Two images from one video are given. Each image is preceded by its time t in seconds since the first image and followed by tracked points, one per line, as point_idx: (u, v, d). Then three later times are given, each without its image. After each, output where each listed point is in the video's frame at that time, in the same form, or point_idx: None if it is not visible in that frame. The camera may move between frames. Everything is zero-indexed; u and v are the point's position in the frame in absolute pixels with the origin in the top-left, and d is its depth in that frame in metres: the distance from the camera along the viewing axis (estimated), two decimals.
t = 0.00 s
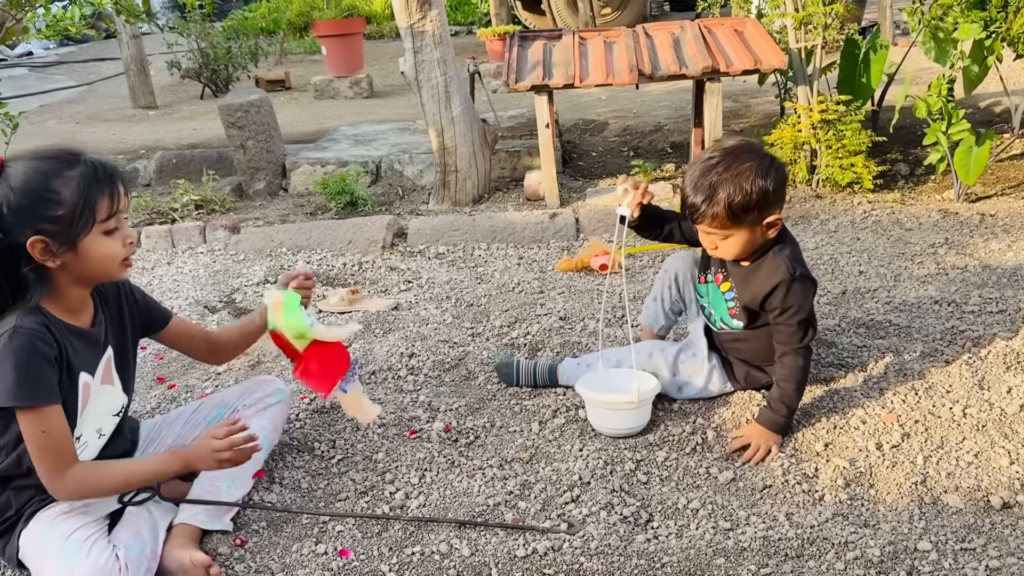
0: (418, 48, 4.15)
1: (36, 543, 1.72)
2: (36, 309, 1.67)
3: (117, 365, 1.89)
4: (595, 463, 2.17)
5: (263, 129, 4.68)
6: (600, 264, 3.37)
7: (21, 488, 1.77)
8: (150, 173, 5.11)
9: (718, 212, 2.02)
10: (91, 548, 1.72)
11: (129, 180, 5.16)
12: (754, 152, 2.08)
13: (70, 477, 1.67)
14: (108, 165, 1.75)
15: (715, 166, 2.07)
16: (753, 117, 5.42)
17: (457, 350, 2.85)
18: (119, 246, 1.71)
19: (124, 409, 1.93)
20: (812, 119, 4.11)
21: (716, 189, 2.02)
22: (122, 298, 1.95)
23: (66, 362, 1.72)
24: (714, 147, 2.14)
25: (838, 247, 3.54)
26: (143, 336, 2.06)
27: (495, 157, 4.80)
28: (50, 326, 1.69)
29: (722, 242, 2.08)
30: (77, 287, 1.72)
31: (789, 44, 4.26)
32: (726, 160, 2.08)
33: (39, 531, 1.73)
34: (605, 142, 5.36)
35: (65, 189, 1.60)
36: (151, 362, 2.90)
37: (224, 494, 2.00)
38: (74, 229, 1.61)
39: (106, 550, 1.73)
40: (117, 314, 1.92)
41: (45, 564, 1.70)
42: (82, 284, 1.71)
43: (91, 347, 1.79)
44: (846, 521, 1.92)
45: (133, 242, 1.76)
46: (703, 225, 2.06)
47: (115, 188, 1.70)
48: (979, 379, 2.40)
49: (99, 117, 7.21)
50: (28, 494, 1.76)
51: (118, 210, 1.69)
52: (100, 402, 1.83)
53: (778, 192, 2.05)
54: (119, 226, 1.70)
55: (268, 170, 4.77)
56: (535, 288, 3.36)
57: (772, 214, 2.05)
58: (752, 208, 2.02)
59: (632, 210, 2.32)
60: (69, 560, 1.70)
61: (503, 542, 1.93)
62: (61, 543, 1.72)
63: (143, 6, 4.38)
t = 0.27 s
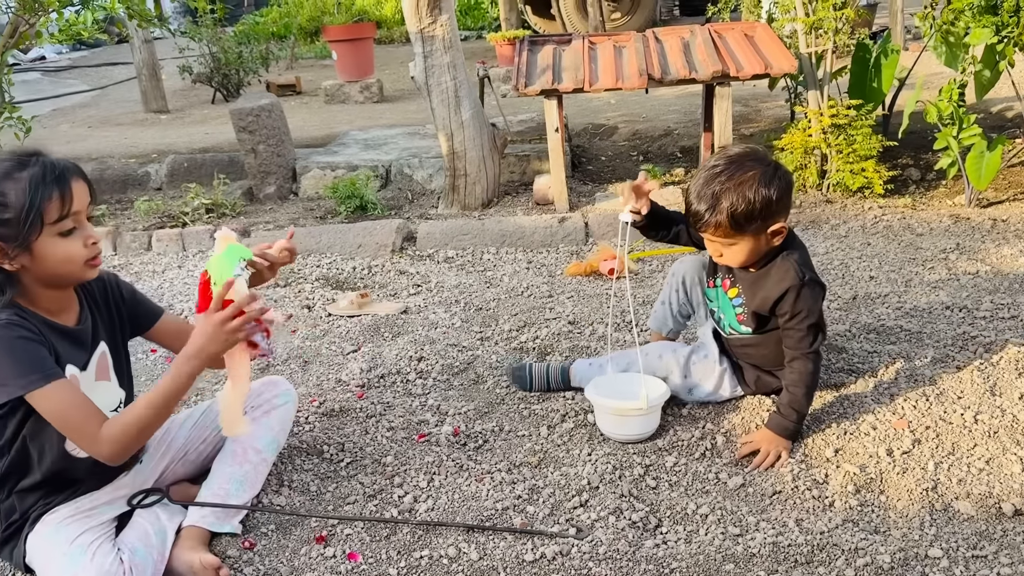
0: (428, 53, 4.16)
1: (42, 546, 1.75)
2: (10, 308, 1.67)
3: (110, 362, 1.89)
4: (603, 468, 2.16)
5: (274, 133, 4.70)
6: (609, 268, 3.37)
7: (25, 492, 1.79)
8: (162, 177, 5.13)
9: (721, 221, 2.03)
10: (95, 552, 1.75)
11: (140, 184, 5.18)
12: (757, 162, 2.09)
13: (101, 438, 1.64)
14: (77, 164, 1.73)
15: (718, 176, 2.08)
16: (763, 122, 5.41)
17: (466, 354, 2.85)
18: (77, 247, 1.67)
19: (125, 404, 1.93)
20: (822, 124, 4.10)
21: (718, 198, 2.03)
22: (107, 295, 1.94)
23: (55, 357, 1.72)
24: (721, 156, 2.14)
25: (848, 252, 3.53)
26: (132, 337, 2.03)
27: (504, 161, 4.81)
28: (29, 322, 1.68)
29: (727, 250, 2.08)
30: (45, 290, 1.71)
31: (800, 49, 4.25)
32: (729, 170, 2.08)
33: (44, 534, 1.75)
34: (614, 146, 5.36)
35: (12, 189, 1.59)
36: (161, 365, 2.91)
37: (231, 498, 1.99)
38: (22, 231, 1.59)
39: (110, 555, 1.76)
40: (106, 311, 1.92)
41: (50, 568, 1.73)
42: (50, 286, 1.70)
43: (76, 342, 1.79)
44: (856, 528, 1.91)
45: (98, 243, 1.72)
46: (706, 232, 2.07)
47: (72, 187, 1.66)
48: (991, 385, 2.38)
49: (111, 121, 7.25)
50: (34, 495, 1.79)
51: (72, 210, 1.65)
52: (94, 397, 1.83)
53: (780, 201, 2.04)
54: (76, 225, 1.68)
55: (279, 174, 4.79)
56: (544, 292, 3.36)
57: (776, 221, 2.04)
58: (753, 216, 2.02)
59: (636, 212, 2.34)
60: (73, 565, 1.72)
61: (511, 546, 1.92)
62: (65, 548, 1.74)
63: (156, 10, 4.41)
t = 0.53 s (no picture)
0: (443, 57, 4.18)
1: (56, 549, 1.76)
2: (16, 313, 1.69)
3: (118, 365, 1.90)
4: (618, 473, 2.16)
5: (290, 137, 4.73)
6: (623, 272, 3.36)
7: (39, 493, 1.81)
8: (178, 180, 5.17)
9: (733, 228, 2.00)
10: (109, 555, 1.76)
11: (157, 187, 5.22)
12: (761, 166, 2.07)
13: (105, 439, 1.64)
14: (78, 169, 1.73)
15: (725, 182, 2.05)
16: (778, 126, 5.39)
17: (479, 358, 2.86)
18: (74, 252, 1.66)
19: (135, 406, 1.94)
20: (838, 128, 4.09)
21: (729, 204, 2.00)
22: (114, 300, 1.95)
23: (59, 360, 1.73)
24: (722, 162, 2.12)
25: (864, 256, 3.51)
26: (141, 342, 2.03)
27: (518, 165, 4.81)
28: (33, 327, 1.70)
29: (733, 257, 2.06)
30: (49, 296, 1.71)
31: (815, 53, 4.23)
32: (734, 176, 2.06)
33: (58, 536, 1.77)
34: (628, 151, 5.36)
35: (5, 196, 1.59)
36: (178, 368, 2.93)
37: (247, 499, 2.00)
38: (17, 236, 1.59)
39: (123, 557, 1.76)
40: (114, 314, 1.94)
41: (64, 570, 1.74)
42: (55, 292, 1.71)
43: (81, 346, 1.80)
44: (872, 534, 1.89)
45: (98, 248, 1.70)
46: (716, 240, 2.04)
47: (67, 192, 1.65)
48: (1009, 392, 2.36)
49: (128, 125, 7.31)
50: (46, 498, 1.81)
51: (66, 216, 1.64)
52: (102, 400, 1.84)
53: (786, 205, 2.03)
54: (75, 231, 1.67)
55: (294, 178, 4.82)
56: (558, 296, 3.37)
57: (780, 227, 2.04)
58: (762, 222, 2.00)
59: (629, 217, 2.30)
60: (87, 567, 1.73)
61: (525, 550, 1.92)
62: (79, 550, 1.75)
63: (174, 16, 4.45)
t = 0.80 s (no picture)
0: (465, 62, 4.20)
1: (86, 548, 1.78)
2: (42, 317, 1.72)
3: (143, 366, 1.92)
4: (643, 477, 2.16)
5: (312, 143, 4.76)
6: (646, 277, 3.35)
7: (68, 492, 1.83)
8: (201, 185, 5.22)
9: (750, 257, 1.96)
10: (138, 555, 1.78)
11: (180, 192, 5.27)
12: (772, 188, 2.05)
13: (132, 439, 1.65)
14: (120, 188, 1.74)
15: (738, 213, 2.01)
16: (799, 131, 5.38)
17: (502, 361, 2.87)
18: (102, 275, 1.68)
19: (160, 406, 1.97)
20: (861, 133, 4.07)
21: (746, 235, 1.97)
22: (134, 304, 1.97)
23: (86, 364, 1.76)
24: (734, 187, 2.09)
25: (888, 262, 3.49)
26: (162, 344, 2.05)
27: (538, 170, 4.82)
28: (60, 332, 1.72)
29: (747, 281, 2.05)
30: (71, 308, 1.74)
31: (838, 57, 4.22)
32: (748, 205, 2.02)
33: (89, 535, 1.79)
34: (648, 155, 5.36)
35: (50, 215, 1.61)
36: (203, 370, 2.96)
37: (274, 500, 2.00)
38: (52, 255, 1.61)
39: (152, 557, 1.78)
40: (137, 317, 1.96)
41: (95, 570, 1.76)
42: (78, 304, 1.73)
43: (107, 351, 1.82)
44: (901, 540, 1.88)
45: (126, 272, 1.72)
46: (733, 269, 2.01)
47: (110, 219, 1.67)
48: None
49: (151, 131, 7.39)
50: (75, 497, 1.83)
51: (104, 242, 1.66)
52: (129, 402, 1.86)
53: (801, 232, 2.01)
54: (107, 255, 1.68)
55: (316, 182, 4.85)
56: (580, 300, 3.37)
57: (794, 250, 2.02)
58: (778, 249, 1.98)
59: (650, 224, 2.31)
60: (117, 566, 1.75)
61: (552, 553, 1.93)
62: (109, 549, 1.77)
63: (198, 22, 4.50)
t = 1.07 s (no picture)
0: (485, 68, 4.23)
1: (114, 547, 1.81)
2: (71, 322, 1.74)
3: (168, 367, 1.95)
4: (664, 481, 2.17)
5: (334, 148, 4.81)
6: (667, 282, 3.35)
7: (96, 492, 1.86)
8: (224, 190, 5.28)
9: (761, 259, 1.97)
10: (165, 554, 1.80)
11: (204, 197, 5.33)
12: (791, 193, 2.04)
13: (168, 446, 1.68)
14: (150, 194, 1.78)
15: (755, 214, 2.00)
16: (820, 135, 5.35)
17: (523, 365, 2.88)
18: (132, 277, 1.71)
19: (185, 407, 1.99)
20: (883, 137, 4.05)
21: (760, 237, 1.97)
22: (156, 305, 2.00)
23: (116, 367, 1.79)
24: (754, 187, 2.08)
25: (911, 266, 3.47)
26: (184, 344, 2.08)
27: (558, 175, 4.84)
28: (90, 336, 1.74)
29: (759, 283, 2.05)
30: (99, 309, 1.77)
31: (859, 61, 4.20)
32: (764, 208, 2.01)
33: (117, 535, 1.82)
34: (668, 160, 5.36)
35: (84, 215, 1.64)
36: (228, 373, 3.00)
37: (298, 501, 2.02)
38: (84, 256, 1.65)
39: (179, 556, 1.80)
40: (161, 317, 2.00)
41: (122, 569, 1.78)
42: (105, 306, 1.76)
43: (134, 353, 1.85)
44: (924, 545, 1.87)
45: (154, 275, 1.75)
46: (743, 270, 2.02)
47: (141, 222, 1.70)
48: None
49: (175, 136, 7.48)
50: (104, 498, 1.85)
51: (136, 244, 1.69)
52: (154, 403, 1.89)
53: (818, 238, 2.00)
54: (137, 257, 1.71)
55: (337, 188, 4.89)
56: (600, 304, 3.38)
57: (809, 255, 2.02)
58: (792, 253, 1.98)
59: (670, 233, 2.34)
60: (145, 565, 1.77)
61: (573, 555, 1.93)
62: (137, 548, 1.80)
63: (222, 29, 4.56)
